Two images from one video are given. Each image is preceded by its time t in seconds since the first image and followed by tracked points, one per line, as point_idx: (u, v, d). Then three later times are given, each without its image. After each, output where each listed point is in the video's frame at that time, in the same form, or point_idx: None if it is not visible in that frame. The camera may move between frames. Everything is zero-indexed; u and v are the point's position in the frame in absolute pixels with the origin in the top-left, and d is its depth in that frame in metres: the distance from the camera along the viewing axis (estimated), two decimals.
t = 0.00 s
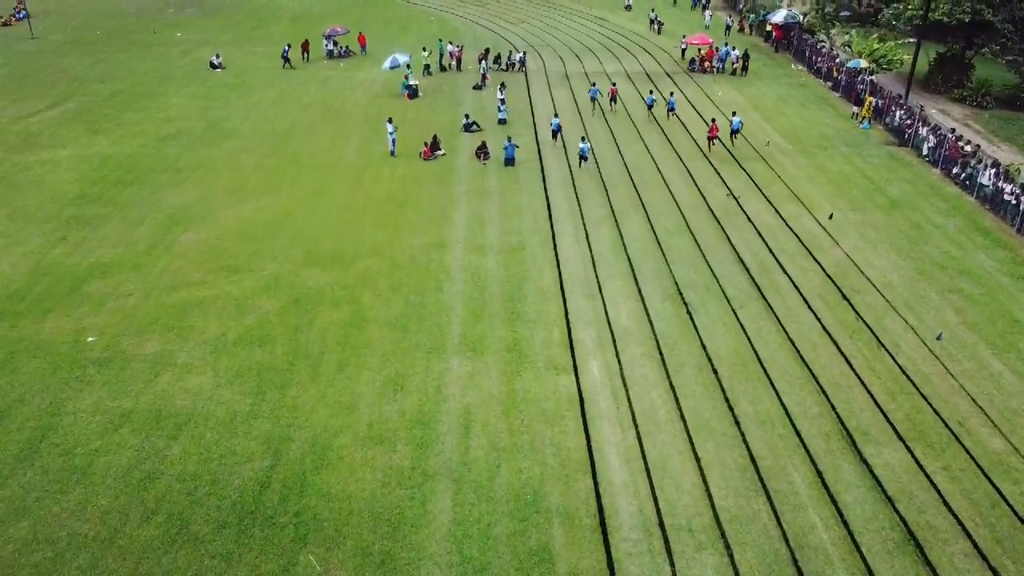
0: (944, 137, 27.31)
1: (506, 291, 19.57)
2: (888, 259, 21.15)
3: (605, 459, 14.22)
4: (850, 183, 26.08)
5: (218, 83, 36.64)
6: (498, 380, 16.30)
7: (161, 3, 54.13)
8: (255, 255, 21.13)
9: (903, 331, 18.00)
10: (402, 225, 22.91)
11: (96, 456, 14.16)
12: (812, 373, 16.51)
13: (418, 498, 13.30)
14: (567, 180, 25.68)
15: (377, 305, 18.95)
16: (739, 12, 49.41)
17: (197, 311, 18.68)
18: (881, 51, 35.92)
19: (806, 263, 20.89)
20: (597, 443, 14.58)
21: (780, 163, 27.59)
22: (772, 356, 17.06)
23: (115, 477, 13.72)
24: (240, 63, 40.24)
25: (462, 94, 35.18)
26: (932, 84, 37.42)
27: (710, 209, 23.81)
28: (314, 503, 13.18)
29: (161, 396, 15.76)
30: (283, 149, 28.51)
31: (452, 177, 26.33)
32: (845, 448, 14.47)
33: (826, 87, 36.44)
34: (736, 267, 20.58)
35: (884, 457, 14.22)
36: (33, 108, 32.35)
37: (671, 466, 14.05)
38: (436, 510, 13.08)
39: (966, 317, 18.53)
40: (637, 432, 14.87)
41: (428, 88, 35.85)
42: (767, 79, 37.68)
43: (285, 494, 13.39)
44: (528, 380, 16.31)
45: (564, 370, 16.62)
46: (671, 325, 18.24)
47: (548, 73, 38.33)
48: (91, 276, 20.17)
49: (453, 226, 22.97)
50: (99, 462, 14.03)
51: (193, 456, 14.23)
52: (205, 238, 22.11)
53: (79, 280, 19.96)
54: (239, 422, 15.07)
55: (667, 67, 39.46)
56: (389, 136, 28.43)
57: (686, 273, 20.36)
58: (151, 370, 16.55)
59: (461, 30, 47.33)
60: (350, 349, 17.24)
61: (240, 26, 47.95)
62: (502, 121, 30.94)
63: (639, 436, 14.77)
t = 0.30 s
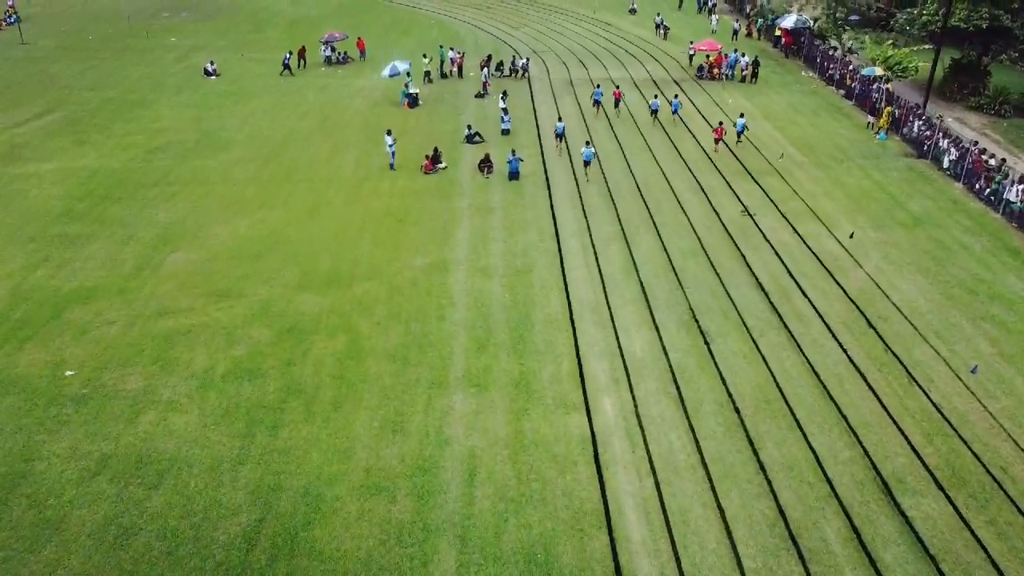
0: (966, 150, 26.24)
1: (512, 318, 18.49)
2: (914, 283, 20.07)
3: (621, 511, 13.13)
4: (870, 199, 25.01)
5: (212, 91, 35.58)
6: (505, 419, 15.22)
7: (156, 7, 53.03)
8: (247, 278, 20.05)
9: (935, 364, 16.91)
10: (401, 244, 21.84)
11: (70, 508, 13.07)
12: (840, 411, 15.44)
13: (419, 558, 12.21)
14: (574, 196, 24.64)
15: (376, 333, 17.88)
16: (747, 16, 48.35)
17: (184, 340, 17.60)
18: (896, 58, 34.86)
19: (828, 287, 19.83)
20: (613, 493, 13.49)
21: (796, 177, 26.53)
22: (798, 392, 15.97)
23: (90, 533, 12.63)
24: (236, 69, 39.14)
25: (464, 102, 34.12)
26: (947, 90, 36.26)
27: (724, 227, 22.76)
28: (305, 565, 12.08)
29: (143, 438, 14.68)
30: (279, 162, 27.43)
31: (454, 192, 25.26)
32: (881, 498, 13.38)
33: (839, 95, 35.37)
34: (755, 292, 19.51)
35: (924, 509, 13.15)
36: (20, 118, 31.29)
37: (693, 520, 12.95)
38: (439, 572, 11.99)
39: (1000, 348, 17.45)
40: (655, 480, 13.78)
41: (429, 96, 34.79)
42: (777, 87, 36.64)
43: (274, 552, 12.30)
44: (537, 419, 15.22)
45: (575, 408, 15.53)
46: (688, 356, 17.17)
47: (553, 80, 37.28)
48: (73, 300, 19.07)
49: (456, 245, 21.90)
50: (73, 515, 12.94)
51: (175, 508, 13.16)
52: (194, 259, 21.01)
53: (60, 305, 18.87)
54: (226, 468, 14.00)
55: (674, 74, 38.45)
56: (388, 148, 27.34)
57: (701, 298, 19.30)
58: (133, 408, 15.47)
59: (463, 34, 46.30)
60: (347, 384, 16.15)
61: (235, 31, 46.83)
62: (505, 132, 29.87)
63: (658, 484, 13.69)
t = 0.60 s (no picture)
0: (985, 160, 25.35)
1: (517, 342, 17.62)
2: (937, 303, 19.20)
3: (637, 559, 12.26)
4: (886, 211, 24.12)
5: (208, 98, 34.72)
6: (511, 455, 14.35)
7: (151, 10, 52.14)
8: (240, 299, 19.18)
9: (964, 393, 16.04)
10: (401, 262, 20.97)
11: (45, 557, 12.19)
12: (866, 445, 14.57)
13: None
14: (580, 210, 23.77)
15: (374, 359, 17.00)
16: (753, 19, 47.52)
17: (172, 367, 16.73)
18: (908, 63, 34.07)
19: (847, 308, 18.96)
20: (627, 538, 12.61)
21: (809, 188, 25.66)
22: (820, 425, 15.09)
23: None
24: (232, 75, 38.27)
25: (465, 109, 33.23)
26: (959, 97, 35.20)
27: (736, 242, 21.91)
28: None
29: (125, 476, 13.81)
30: (275, 173, 26.57)
31: (456, 204, 24.39)
32: (914, 544, 12.51)
33: (850, 102, 34.53)
34: (771, 313, 18.65)
35: (960, 558, 12.29)
36: (9, 126, 30.43)
37: (714, 569, 12.08)
38: None
39: None
40: (672, 523, 12.90)
41: (429, 103, 33.94)
42: (786, 93, 35.81)
43: None
44: (544, 455, 14.34)
45: (585, 442, 14.65)
46: (703, 384, 16.29)
47: (556, 86, 36.45)
48: (57, 323, 18.20)
49: (457, 262, 21.03)
50: (48, 565, 12.06)
51: (157, 556, 12.28)
52: (184, 278, 20.13)
53: (43, 329, 18.00)
54: (212, 510, 13.11)
55: (680, 80, 37.65)
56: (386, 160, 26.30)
57: (715, 319, 18.42)
58: (116, 442, 14.60)
59: (464, 38, 45.48)
60: (343, 416, 15.28)
61: (232, 35, 45.96)
62: (508, 141, 29.01)
63: (675, 528, 12.82)
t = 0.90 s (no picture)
0: (1010, 175, 24.24)
1: (523, 376, 16.49)
2: (970, 331, 18.08)
3: None
4: (910, 229, 23.00)
5: (200, 106, 33.60)
6: (518, 507, 13.23)
7: (144, 13, 51.00)
8: (228, 327, 18.05)
9: (1004, 435, 14.92)
10: (399, 285, 19.84)
11: None
12: (902, 495, 13.47)
13: None
14: (588, 229, 22.66)
15: (371, 395, 15.87)
16: (761, 24, 46.59)
17: (153, 405, 15.61)
18: (924, 71, 33.22)
19: (874, 337, 17.85)
20: None
21: (826, 204, 24.56)
22: (852, 472, 13.98)
23: None
24: (226, 82, 37.15)
25: (467, 119, 32.13)
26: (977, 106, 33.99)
27: (753, 264, 20.79)
28: None
29: (98, 533, 12.69)
30: (268, 187, 25.45)
31: (457, 221, 23.26)
32: None
33: (864, 111, 33.48)
34: (793, 344, 17.54)
35: None
36: None
37: None
38: None
39: None
40: None
41: (429, 112, 32.83)
42: (798, 101, 34.75)
43: None
44: (554, 507, 13.21)
45: (598, 492, 13.53)
46: (724, 424, 15.17)
47: (561, 94, 35.32)
48: (32, 355, 17.09)
49: (459, 286, 19.90)
50: None
51: None
52: (170, 304, 19.02)
53: (17, 361, 16.86)
54: (193, 571, 12.01)
55: (688, 87, 36.62)
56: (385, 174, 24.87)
57: (734, 351, 17.31)
58: (91, 493, 13.49)
59: (465, 43, 44.41)
60: (336, 461, 14.16)
61: (227, 39, 44.83)
62: (512, 153, 27.88)
63: None
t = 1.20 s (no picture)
0: None
1: (531, 414, 15.37)
2: (1006, 364, 16.97)
3: None
4: (935, 249, 21.91)
5: (192, 115, 32.50)
6: (527, 567, 12.12)
7: (137, 18, 49.79)
8: (215, 359, 16.95)
9: None
10: (398, 312, 18.75)
11: None
12: (945, 554, 12.37)
13: None
14: (596, 250, 21.56)
15: (367, 437, 14.76)
16: (769, 28, 45.59)
17: (132, 448, 14.48)
18: (940, 79, 32.07)
19: (903, 370, 16.77)
20: None
21: (845, 222, 23.48)
22: (890, 527, 12.87)
23: None
24: (219, 90, 36.00)
25: (468, 129, 31.02)
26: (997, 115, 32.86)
27: (771, 288, 19.70)
28: None
29: None
30: (261, 203, 24.35)
31: (459, 241, 22.16)
32: None
33: (878, 120, 32.40)
34: (818, 379, 16.45)
35: None
36: None
37: None
38: None
39: None
40: None
41: (429, 122, 31.76)
42: (810, 110, 33.70)
43: None
44: (567, 568, 12.09)
45: (614, 550, 12.42)
46: (747, 469, 14.06)
47: (565, 103, 34.22)
48: (4, 391, 15.97)
49: (461, 312, 18.79)
50: None
51: None
52: (154, 333, 17.90)
53: None
54: None
55: (696, 96, 35.58)
56: (382, 188, 23.75)
57: (755, 385, 16.21)
58: (60, 552, 12.35)
59: (466, 47, 43.35)
60: (329, 514, 13.03)
61: (221, 45, 43.64)
62: (515, 166, 26.81)
63: None
